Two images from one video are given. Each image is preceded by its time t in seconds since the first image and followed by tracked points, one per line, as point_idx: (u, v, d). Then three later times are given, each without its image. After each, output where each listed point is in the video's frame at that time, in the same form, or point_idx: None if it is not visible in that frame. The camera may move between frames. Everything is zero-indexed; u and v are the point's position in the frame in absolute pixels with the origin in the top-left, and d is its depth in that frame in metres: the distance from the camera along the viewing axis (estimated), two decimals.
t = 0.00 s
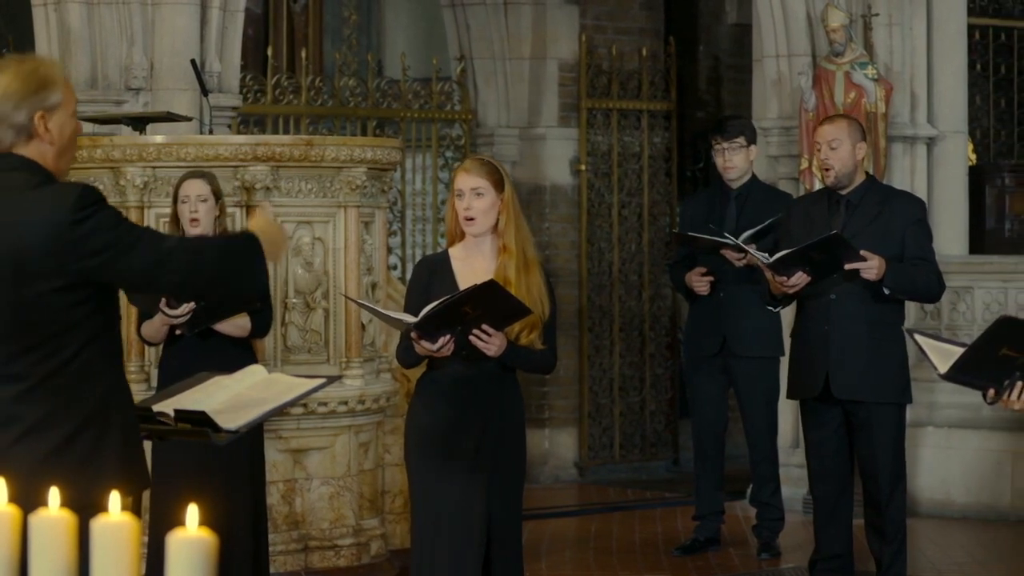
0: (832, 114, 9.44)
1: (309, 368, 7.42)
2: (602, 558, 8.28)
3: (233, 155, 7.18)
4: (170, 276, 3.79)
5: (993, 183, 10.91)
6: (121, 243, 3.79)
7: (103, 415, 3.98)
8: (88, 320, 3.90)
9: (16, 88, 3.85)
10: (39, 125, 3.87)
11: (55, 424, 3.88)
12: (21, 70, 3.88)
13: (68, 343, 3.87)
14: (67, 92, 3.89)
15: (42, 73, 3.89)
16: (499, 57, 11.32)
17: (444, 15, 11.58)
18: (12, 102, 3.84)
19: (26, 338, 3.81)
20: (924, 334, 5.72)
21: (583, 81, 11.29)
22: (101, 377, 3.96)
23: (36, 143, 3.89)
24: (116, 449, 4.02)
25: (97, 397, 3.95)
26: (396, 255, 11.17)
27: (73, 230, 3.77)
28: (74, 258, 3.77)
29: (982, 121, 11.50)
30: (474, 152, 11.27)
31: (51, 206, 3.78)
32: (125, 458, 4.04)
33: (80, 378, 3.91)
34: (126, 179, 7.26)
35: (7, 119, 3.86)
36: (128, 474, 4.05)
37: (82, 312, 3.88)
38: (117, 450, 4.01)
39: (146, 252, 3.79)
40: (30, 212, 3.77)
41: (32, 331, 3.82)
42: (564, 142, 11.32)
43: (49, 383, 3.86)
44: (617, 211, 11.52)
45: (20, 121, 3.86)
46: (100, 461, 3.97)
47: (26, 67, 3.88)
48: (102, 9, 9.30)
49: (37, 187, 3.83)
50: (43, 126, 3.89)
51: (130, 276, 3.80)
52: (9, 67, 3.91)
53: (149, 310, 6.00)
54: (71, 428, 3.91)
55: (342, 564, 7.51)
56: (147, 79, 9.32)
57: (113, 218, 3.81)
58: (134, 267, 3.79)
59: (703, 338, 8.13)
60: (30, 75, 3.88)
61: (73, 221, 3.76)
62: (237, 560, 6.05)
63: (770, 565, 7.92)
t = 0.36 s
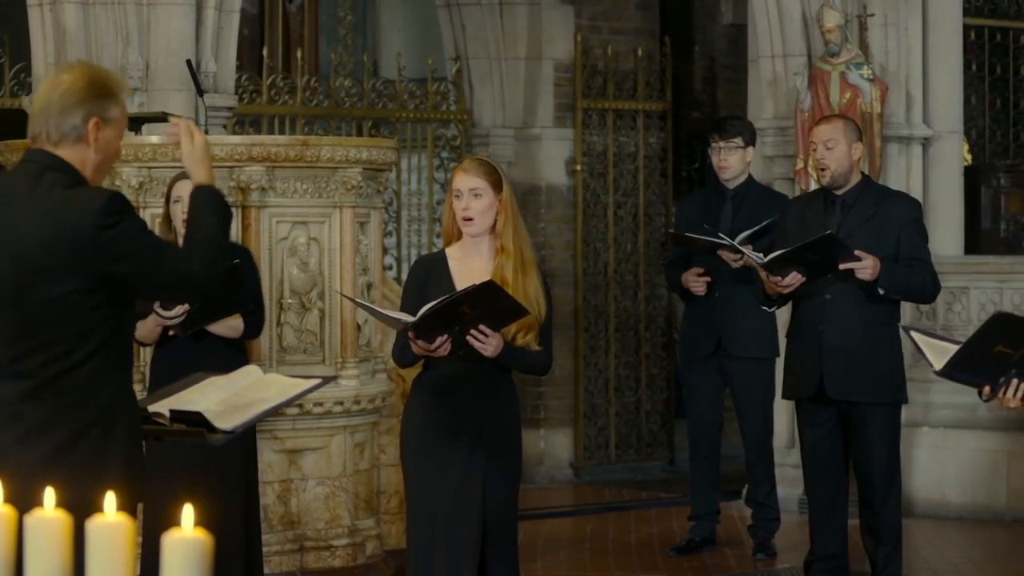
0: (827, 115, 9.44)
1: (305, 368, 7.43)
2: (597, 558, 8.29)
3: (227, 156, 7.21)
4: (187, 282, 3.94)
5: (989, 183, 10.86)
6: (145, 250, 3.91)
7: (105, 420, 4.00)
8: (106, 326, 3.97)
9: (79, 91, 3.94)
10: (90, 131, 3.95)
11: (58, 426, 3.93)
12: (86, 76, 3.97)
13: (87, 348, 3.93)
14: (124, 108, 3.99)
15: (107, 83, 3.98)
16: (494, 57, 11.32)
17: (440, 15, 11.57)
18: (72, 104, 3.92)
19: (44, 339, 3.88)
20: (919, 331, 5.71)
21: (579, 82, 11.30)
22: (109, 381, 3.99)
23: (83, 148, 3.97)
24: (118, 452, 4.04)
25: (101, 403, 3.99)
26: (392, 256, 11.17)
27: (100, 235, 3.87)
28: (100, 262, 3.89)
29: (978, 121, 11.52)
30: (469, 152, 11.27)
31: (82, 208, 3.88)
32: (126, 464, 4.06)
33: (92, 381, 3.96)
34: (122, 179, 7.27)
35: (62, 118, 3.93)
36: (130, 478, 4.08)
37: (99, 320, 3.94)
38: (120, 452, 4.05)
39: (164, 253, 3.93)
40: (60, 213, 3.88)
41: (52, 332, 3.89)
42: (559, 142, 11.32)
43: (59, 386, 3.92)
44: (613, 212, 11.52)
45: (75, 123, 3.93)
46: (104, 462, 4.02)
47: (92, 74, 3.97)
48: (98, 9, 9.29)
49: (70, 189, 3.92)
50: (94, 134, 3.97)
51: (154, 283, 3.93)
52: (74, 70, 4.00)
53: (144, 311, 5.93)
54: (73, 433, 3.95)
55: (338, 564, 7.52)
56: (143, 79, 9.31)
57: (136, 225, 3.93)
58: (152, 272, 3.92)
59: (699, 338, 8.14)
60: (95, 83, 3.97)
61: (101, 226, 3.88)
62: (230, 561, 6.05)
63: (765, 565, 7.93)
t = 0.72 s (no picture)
0: (823, 115, 9.45)
1: (300, 369, 7.41)
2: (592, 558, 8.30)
3: (224, 154, 7.23)
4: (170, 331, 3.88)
5: (984, 183, 10.90)
6: (135, 275, 3.86)
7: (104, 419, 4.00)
8: (101, 336, 3.95)
9: (101, 99, 3.90)
10: (106, 140, 3.92)
11: (52, 428, 3.94)
12: (110, 84, 3.94)
13: (77, 360, 3.92)
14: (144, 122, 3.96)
15: (131, 95, 3.95)
16: (490, 57, 11.31)
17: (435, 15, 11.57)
18: (92, 111, 3.89)
19: (40, 347, 3.89)
20: (915, 334, 5.72)
21: (574, 82, 11.32)
22: (105, 386, 3.99)
23: (96, 157, 3.93)
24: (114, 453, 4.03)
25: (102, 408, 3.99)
26: (387, 256, 11.17)
27: (89, 248, 3.84)
28: (84, 276, 3.84)
29: (973, 122, 11.53)
30: (465, 152, 11.28)
31: (78, 218, 3.86)
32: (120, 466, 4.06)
33: (85, 390, 3.95)
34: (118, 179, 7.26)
35: (79, 125, 3.90)
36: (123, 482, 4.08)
37: (91, 334, 3.93)
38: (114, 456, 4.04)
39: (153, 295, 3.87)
40: (56, 220, 3.86)
41: (46, 340, 3.89)
42: (554, 142, 11.34)
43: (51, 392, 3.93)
44: (608, 212, 11.52)
45: (91, 130, 3.90)
46: (96, 464, 4.00)
47: (117, 84, 3.94)
48: (94, 9, 9.30)
49: (73, 196, 3.90)
50: (110, 143, 3.93)
51: (137, 310, 3.87)
52: (100, 77, 3.97)
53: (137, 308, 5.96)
54: (70, 436, 3.95)
55: (333, 564, 7.51)
56: (138, 79, 9.32)
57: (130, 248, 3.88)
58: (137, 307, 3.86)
59: (694, 336, 8.15)
60: (120, 93, 3.94)
61: (88, 241, 3.84)
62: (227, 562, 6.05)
63: (760, 565, 7.93)
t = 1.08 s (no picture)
0: (819, 115, 9.46)
1: (296, 369, 7.42)
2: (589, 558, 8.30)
3: (220, 154, 7.24)
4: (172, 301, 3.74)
5: (980, 184, 10.92)
6: (123, 255, 3.76)
7: (103, 417, 3.94)
8: (95, 330, 3.88)
9: (68, 89, 3.85)
10: (77, 130, 3.85)
11: (48, 427, 3.87)
12: (77, 75, 3.88)
13: (70, 356, 3.85)
14: (116, 108, 3.89)
15: (98, 82, 3.88)
16: (486, 57, 11.34)
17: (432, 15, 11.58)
18: (60, 102, 3.83)
19: (34, 345, 3.83)
20: (909, 335, 5.72)
21: (570, 82, 11.29)
22: (104, 383, 3.92)
23: (70, 149, 3.87)
24: (111, 453, 3.96)
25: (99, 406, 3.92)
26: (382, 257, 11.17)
27: (73, 239, 3.75)
28: (72, 267, 3.76)
29: (969, 122, 11.54)
30: (461, 152, 11.29)
31: (59, 210, 3.77)
32: (119, 465, 3.99)
33: (81, 386, 3.89)
34: (114, 179, 7.26)
35: (49, 117, 3.84)
36: (123, 481, 4.01)
37: (88, 325, 3.86)
38: (111, 455, 3.97)
39: (148, 270, 3.75)
40: (39, 215, 3.79)
41: (39, 338, 3.83)
42: (551, 142, 11.32)
43: (47, 393, 3.87)
44: (604, 212, 11.53)
45: (60, 122, 3.84)
46: (94, 464, 3.93)
47: (84, 73, 3.88)
48: (89, 9, 9.29)
49: (50, 193, 3.82)
50: (82, 134, 3.86)
51: (132, 290, 3.76)
52: (67, 70, 3.91)
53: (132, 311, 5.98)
54: (68, 435, 3.89)
55: (328, 564, 7.51)
56: (134, 79, 9.31)
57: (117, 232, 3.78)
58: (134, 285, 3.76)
59: (691, 335, 8.14)
60: (87, 82, 3.88)
61: (69, 232, 3.75)
62: (221, 562, 6.01)
63: (757, 565, 7.93)
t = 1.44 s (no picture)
0: (816, 115, 9.45)
1: (293, 369, 7.42)
2: (584, 558, 8.31)
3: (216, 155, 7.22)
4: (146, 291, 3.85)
5: (977, 184, 10.91)
6: (102, 252, 3.84)
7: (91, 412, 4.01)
8: (82, 326, 3.95)
9: (34, 88, 3.91)
10: (45, 127, 3.92)
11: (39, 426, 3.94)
12: (41, 74, 3.95)
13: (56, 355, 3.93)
14: (81, 104, 3.96)
15: (62, 80, 3.95)
16: (482, 57, 11.33)
17: (427, 15, 11.58)
18: (28, 101, 3.90)
19: (18, 344, 3.90)
20: (903, 336, 5.71)
21: (566, 82, 11.30)
22: (94, 379, 4.00)
23: (39, 147, 3.93)
24: (101, 447, 4.04)
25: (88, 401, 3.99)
26: (379, 257, 11.17)
27: (52, 239, 3.82)
28: (53, 266, 3.83)
29: (966, 122, 11.54)
30: (457, 152, 11.29)
31: (35, 211, 3.84)
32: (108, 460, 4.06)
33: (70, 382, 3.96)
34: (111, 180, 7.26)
35: (16, 117, 3.90)
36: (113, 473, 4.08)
37: (72, 321, 3.92)
38: (101, 450, 4.04)
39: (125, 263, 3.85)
40: (16, 216, 3.84)
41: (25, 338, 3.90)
42: (548, 143, 11.32)
43: (36, 392, 3.93)
44: (600, 212, 11.53)
45: (28, 121, 3.90)
46: (84, 459, 4.01)
47: (48, 72, 3.95)
48: (86, 9, 9.26)
49: (25, 194, 3.88)
50: (50, 132, 3.93)
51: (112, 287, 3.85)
52: (30, 69, 3.98)
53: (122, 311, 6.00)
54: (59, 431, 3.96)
55: (324, 564, 7.51)
56: (130, 79, 9.31)
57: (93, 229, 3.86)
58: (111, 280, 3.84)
59: (688, 335, 8.15)
60: (51, 80, 3.94)
61: (50, 232, 3.82)
62: (216, 563, 6.05)
63: (753, 565, 7.94)
